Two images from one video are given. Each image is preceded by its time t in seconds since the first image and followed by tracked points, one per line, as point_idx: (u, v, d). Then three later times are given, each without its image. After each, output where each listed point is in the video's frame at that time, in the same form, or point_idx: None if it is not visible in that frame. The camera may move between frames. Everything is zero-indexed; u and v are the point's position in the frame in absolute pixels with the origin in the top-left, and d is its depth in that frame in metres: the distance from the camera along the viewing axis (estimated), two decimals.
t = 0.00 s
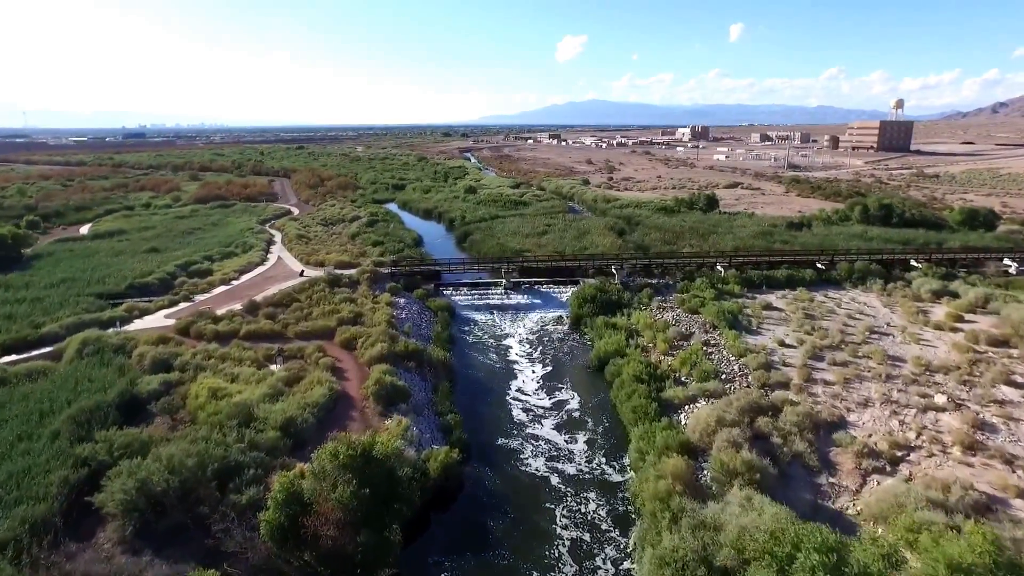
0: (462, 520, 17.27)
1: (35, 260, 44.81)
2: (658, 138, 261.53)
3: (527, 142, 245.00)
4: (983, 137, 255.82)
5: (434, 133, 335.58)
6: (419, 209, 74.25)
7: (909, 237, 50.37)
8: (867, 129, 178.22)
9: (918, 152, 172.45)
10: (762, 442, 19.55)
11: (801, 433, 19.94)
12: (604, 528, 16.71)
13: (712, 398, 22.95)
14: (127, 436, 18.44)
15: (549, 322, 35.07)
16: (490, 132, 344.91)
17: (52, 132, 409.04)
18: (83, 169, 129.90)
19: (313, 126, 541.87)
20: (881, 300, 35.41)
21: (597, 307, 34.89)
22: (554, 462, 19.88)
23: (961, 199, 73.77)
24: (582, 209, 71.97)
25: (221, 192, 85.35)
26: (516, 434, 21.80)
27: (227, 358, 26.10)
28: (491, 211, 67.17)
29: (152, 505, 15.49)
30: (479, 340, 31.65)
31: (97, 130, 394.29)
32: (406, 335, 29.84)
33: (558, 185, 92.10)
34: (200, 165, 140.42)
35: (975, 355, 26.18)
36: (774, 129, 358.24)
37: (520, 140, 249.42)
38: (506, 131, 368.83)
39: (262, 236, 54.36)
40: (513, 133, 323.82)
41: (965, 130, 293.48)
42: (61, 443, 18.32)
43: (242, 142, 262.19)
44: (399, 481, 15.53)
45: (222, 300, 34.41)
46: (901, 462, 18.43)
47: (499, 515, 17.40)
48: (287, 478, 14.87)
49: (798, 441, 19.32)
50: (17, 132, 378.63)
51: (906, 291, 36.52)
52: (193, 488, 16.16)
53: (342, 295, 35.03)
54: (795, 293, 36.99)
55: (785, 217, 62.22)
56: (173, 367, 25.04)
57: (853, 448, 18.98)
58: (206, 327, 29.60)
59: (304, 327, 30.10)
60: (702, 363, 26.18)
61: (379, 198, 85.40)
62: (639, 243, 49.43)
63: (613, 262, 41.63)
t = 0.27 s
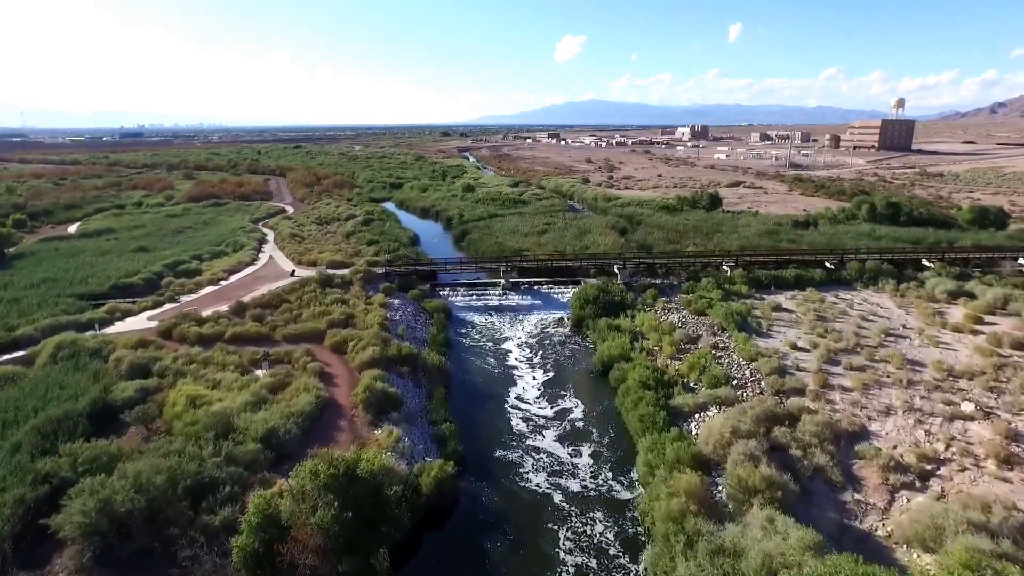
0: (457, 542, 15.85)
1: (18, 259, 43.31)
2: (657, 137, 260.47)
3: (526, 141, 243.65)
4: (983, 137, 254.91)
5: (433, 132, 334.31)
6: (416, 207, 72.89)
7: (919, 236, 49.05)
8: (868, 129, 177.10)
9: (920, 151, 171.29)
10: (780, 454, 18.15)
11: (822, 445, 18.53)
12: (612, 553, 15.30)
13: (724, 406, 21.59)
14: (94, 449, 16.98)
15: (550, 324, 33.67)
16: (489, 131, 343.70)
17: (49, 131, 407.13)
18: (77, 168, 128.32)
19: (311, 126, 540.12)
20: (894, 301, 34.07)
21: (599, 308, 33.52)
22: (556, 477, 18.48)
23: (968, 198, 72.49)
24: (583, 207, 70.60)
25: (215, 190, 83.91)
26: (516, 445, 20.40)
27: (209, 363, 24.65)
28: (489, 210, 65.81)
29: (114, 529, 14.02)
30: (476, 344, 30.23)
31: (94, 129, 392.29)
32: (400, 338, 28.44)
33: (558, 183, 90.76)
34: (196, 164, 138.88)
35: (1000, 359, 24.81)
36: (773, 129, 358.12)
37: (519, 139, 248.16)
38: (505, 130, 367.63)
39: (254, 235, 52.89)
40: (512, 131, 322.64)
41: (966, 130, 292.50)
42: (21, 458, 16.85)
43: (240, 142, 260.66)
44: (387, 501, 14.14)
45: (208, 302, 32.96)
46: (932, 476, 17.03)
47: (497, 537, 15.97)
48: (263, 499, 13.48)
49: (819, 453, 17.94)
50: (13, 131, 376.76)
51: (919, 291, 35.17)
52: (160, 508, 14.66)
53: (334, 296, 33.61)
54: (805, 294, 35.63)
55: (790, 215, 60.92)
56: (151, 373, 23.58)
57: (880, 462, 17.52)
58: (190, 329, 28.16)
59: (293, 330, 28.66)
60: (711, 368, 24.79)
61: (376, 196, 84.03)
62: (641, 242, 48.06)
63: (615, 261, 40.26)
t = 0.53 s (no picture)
0: (452, 567, 14.54)
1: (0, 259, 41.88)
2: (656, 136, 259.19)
3: (526, 140, 242.79)
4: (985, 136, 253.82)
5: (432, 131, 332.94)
6: (413, 206, 71.55)
7: (928, 235, 47.80)
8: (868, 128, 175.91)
9: (922, 150, 170.20)
10: (801, 467, 16.78)
11: (847, 456, 17.18)
12: None
13: (737, 415, 20.29)
14: (58, 464, 15.60)
15: (551, 326, 32.34)
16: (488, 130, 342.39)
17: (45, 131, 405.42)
18: (71, 166, 126.83)
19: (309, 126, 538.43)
20: (908, 302, 32.77)
21: (602, 309, 32.21)
22: (559, 494, 17.16)
23: (974, 196, 71.25)
24: (583, 206, 69.30)
25: (209, 189, 82.55)
26: (516, 458, 19.07)
27: (191, 368, 23.28)
28: (488, 208, 64.48)
29: (72, 555, 12.51)
30: (474, 347, 28.90)
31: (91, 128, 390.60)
32: (393, 341, 27.08)
33: (557, 182, 89.48)
34: (192, 163, 137.43)
35: None
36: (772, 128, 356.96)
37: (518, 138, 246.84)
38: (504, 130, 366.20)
39: (246, 234, 51.51)
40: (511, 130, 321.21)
41: (966, 130, 291.43)
42: None
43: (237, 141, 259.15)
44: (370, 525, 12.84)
45: (194, 303, 31.59)
46: (967, 492, 15.68)
47: (495, 561, 14.66)
48: (236, 523, 12.29)
49: (842, 466, 16.62)
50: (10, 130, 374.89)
51: (934, 291, 33.87)
52: (124, 531, 13.23)
53: (325, 297, 32.23)
54: (814, 295, 34.37)
55: (795, 214, 59.66)
56: (128, 378, 22.18)
57: (910, 472, 16.18)
58: (173, 332, 26.79)
59: (281, 333, 27.28)
60: (721, 373, 23.47)
61: (373, 195, 82.70)
62: (643, 241, 46.75)
63: (618, 261, 38.99)
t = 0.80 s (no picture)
0: None
1: None
2: (655, 136, 258.25)
3: (524, 139, 241.67)
4: (984, 136, 253.35)
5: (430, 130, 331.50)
6: (410, 204, 70.28)
7: (937, 233, 46.61)
8: (869, 127, 175.05)
9: (923, 149, 169.18)
10: (822, 480, 15.50)
11: (872, 468, 15.91)
12: None
13: (751, 424, 19.03)
14: (14, 480, 14.26)
15: (551, 328, 31.06)
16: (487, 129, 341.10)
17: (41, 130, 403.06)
18: (64, 164, 125.21)
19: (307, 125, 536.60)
20: (922, 302, 31.54)
21: (604, 310, 30.97)
22: (562, 511, 15.91)
23: (980, 194, 70.13)
24: (582, 204, 68.09)
25: (202, 187, 81.13)
26: (515, 471, 17.80)
27: (170, 373, 21.95)
28: (486, 207, 63.22)
29: None
30: (470, 350, 27.63)
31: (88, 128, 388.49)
32: (386, 344, 25.82)
33: (557, 180, 88.20)
34: (187, 161, 135.92)
35: None
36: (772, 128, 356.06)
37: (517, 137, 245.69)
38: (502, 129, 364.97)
39: (237, 233, 50.17)
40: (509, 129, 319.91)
41: (966, 129, 290.66)
42: None
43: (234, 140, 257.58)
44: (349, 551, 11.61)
45: (178, 304, 30.25)
46: (1005, 509, 14.40)
47: None
48: (202, 550, 11.10)
49: (867, 480, 15.34)
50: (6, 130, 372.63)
51: (947, 291, 32.67)
52: (81, 557, 11.89)
53: (315, 297, 30.94)
54: (824, 295, 33.17)
55: (800, 212, 58.46)
56: (102, 384, 20.83)
57: (941, 486, 14.94)
58: (153, 334, 25.45)
59: (267, 336, 25.98)
60: (731, 378, 22.24)
61: (369, 193, 81.40)
62: (645, 239, 45.53)
63: (619, 259, 37.79)
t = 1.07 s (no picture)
0: None
1: None
2: (654, 135, 257.51)
3: (523, 138, 240.53)
4: (983, 135, 252.79)
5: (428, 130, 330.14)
6: (406, 202, 69.10)
7: (945, 231, 45.52)
8: (869, 126, 174.22)
9: (923, 148, 168.34)
10: (844, 497, 14.32)
11: (899, 482, 14.70)
12: None
13: (764, 434, 17.81)
14: None
15: (550, 330, 29.84)
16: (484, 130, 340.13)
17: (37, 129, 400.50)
18: (57, 164, 123.68)
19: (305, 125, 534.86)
20: (935, 303, 30.40)
21: (605, 311, 29.81)
22: (563, 533, 14.70)
23: (985, 192, 69.16)
24: (582, 203, 66.93)
25: (195, 186, 79.90)
26: (512, 486, 16.59)
27: (146, 380, 20.62)
28: (484, 205, 62.02)
29: None
30: (466, 353, 26.38)
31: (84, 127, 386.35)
32: (377, 348, 24.56)
33: (555, 179, 87.09)
34: (182, 160, 134.52)
35: None
36: (771, 127, 355.45)
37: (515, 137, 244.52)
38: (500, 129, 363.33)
39: (228, 232, 48.89)
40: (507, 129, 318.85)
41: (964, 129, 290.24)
42: None
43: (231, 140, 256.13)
44: None
45: (161, 305, 28.95)
46: None
47: None
48: None
49: (894, 496, 14.12)
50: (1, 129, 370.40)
51: (961, 291, 31.51)
52: None
53: (305, 298, 29.68)
54: (832, 295, 32.02)
55: (803, 210, 57.40)
56: (72, 390, 19.51)
57: (975, 504, 13.73)
58: (132, 337, 24.13)
59: (252, 339, 24.72)
60: (740, 385, 21.05)
61: (365, 192, 80.26)
62: (647, 238, 44.35)
63: (621, 259, 36.62)
